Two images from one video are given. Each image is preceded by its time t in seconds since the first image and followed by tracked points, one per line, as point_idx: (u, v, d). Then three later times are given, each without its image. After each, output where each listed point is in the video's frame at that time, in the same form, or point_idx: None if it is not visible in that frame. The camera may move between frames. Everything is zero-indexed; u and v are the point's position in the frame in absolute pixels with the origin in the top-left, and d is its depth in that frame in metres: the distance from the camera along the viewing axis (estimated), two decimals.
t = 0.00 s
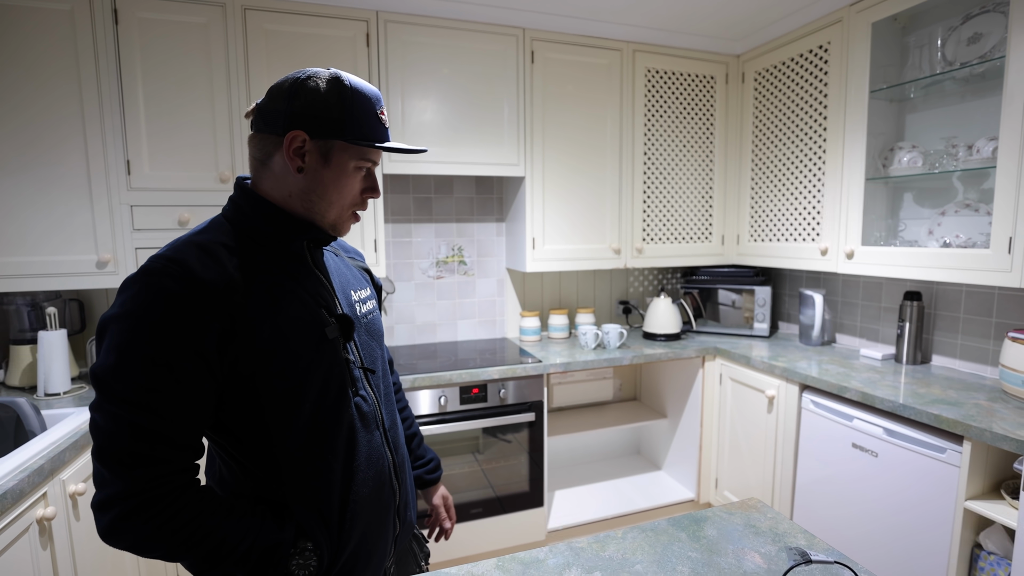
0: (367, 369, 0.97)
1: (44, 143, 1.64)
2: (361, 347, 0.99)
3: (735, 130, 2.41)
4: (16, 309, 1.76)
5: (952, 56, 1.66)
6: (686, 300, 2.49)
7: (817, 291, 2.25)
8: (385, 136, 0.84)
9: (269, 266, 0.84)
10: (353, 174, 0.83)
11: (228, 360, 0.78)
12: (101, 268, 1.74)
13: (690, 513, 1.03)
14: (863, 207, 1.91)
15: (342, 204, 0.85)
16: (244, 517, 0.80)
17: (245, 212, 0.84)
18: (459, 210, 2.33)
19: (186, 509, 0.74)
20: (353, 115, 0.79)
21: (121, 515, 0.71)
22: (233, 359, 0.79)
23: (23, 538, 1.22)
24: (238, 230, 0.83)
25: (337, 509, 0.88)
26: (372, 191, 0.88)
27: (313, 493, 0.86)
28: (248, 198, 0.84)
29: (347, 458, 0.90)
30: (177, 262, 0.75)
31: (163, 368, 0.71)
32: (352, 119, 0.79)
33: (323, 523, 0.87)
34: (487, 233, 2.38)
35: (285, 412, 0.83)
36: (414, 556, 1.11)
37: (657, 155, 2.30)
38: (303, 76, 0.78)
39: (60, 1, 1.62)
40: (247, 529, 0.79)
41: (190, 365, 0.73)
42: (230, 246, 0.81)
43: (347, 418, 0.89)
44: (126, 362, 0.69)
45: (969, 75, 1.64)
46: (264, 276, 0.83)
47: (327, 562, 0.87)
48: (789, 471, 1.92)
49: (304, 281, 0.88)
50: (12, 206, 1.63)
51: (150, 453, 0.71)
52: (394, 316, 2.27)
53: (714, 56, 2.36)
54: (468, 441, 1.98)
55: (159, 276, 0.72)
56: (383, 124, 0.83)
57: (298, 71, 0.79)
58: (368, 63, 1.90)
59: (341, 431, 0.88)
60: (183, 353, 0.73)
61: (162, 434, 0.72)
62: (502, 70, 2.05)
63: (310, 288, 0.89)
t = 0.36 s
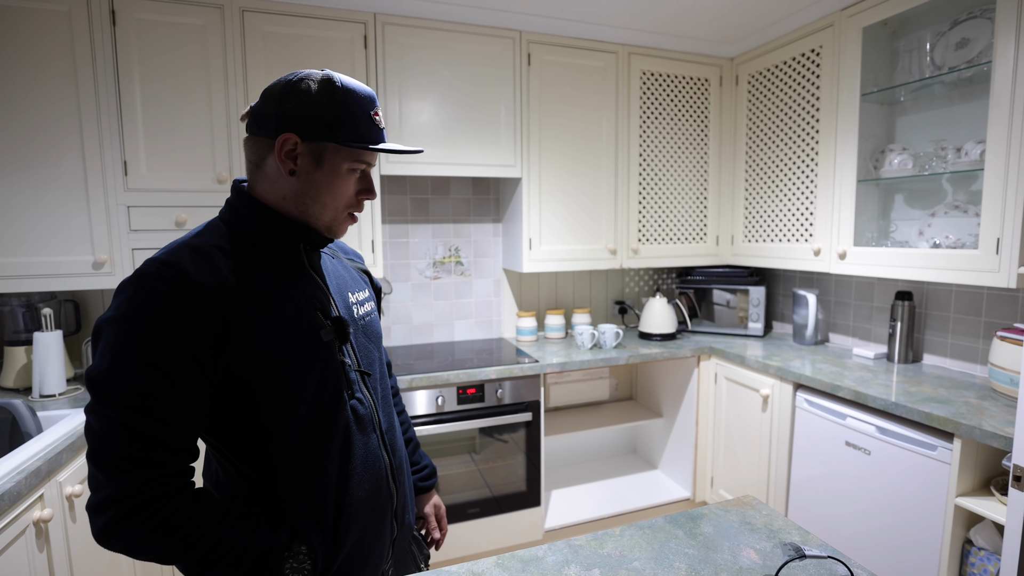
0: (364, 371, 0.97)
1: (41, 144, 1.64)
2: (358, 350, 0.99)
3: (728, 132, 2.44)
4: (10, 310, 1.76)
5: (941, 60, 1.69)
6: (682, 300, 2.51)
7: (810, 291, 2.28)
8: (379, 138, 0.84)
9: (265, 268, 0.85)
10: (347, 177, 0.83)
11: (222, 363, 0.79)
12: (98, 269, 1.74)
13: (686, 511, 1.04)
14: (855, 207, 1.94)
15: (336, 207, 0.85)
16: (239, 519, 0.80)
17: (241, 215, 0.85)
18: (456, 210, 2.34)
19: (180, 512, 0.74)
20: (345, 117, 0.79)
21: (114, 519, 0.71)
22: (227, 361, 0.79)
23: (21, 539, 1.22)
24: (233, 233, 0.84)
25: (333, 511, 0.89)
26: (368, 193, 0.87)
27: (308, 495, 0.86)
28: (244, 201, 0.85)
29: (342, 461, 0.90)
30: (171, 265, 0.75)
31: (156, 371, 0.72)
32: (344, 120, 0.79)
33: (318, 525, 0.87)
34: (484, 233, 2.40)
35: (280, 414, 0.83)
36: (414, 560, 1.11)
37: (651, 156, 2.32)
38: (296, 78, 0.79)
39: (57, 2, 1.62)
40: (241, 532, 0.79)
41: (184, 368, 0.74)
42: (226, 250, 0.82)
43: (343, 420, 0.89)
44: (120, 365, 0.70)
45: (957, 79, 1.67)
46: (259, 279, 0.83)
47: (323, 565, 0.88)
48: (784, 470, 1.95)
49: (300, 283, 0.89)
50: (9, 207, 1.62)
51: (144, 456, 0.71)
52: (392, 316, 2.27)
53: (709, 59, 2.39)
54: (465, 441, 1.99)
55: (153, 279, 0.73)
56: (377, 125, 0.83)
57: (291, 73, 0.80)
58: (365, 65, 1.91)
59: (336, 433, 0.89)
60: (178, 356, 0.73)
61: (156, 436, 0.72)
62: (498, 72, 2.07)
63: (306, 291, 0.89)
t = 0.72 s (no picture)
0: (363, 374, 0.98)
1: (40, 145, 1.65)
2: (358, 352, 0.99)
3: (724, 134, 2.46)
4: (8, 311, 1.76)
5: (933, 63, 1.71)
6: (678, 300, 2.52)
7: (805, 291, 2.29)
8: (370, 136, 0.83)
9: (262, 271, 0.85)
10: (337, 176, 0.83)
11: (217, 365, 0.80)
12: (96, 270, 1.74)
13: (684, 509, 1.05)
14: (849, 208, 1.95)
15: (330, 207, 0.85)
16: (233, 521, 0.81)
17: (239, 218, 0.85)
18: (454, 211, 2.35)
19: (174, 513, 0.75)
20: (333, 115, 0.80)
21: (109, 519, 0.71)
22: (222, 363, 0.80)
23: (21, 540, 1.23)
24: (230, 237, 0.85)
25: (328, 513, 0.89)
26: (362, 193, 0.87)
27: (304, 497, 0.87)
28: (240, 203, 0.85)
29: (339, 463, 0.90)
30: (167, 268, 0.76)
31: (151, 373, 0.72)
32: (331, 118, 0.79)
33: (313, 528, 0.87)
34: (481, 234, 2.41)
35: (275, 416, 0.84)
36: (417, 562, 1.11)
37: (648, 158, 2.34)
38: (285, 81, 0.80)
39: (56, 4, 1.63)
40: (235, 534, 0.80)
41: (179, 370, 0.75)
42: (223, 253, 0.83)
43: (339, 423, 0.90)
44: (116, 367, 0.71)
45: (949, 82, 1.69)
46: (256, 282, 0.84)
47: (318, 568, 0.88)
48: (780, 469, 1.96)
49: (297, 286, 0.90)
50: (8, 207, 1.63)
51: (139, 457, 0.72)
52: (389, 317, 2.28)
53: (704, 62, 2.41)
54: (463, 441, 2.00)
55: (148, 282, 0.74)
56: (367, 123, 0.82)
57: (280, 77, 0.81)
58: (363, 66, 1.92)
59: (332, 436, 0.89)
60: (173, 358, 0.74)
61: (150, 438, 0.73)
62: (496, 74, 2.08)
63: (303, 294, 0.90)
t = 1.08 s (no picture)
0: (372, 375, 0.98)
1: (39, 146, 1.65)
2: (368, 352, 0.99)
3: (722, 135, 2.47)
4: (6, 312, 1.75)
5: (929, 65, 1.73)
6: (677, 301, 2.53)
7: (803, 291, 2.31)
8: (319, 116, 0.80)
9: (271, 272, 0.86)
10: (289, 162, 0.81)
11: (228, 364, 0.80)
12: (95, 271, 1.74)
13: (684, 507, 1.06)
14: (846, 208, 1.96)
15: (288, 197, 0.83)
16: (243, 520, 0.81)
17: (250, 219, 0.86)
18: (452, 211, 2.36)
19: (185, 510, 0.76)
20: (277, 99, 0.79)
21: (121, 515, 0.72)
22: (232, 364, 0.81)
23: (21, 540, 1.23)
24: (241, 237, 0.85)
25: (336, 514, 0.89)
26: (321, 182, 0.83)
27: (313, 498, 0.87)
28: (245, 203, 0.87)
29: (347, 464, 0.91)
30: (179, 267, 0.77)
31: (163, 371, 0.73)
32: (277, 103, 0.79)
33: (322, 529, 0.88)
34: (480, 234, 2.41)
35: (285, 416, 0.84)
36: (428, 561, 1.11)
37: (646, 159, 2.35)
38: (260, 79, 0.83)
39: (56, 4, 1.63)
40: (244, 532, 0.81)
41: (190, 369, 0.75)
42: (234, 253, 0.84)
43: (348, 425, 0.90)
44: (129, 365, 0.72)
45: (945, 84, 1.70)
46: (265, 282, 0.85)
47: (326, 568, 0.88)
48: (778, 469, 1.97)
49: (307, 286, 0.90)
50: (7, 208, 1.63)
51: (150, 454, 0.73)
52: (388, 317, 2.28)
53: (702, 63, 2.41)
54: (462, 441, 2.00)
55: (160, 281, 0.75)
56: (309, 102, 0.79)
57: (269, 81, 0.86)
58: (362, 67, 1.92)
59: (340, 437, 0.89)
60: (184, 357, 0.75)
61: (162, 435, 0.74)
62: (494, 75, 2.09)
63: (312, 294, 0.90)
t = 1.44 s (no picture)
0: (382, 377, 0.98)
1: (38, 147, 1.65)
2: (377, 354, 1.00)
3: (721, 137, 2.48)
4: (4, 313, 1.75)
5: (925, 68, 1.74)
6: (675, 301, 2.54)
7: (799, 292, 2.32)
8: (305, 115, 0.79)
9: (280, 274, 0.87)
10: (288, 164, 0.82)
11: (237, 365, 0.81)
12: (94, 271, 1.74)
13: (684, 506, 1.07)
14: (843, 210, 1.97)
15: (290, 199, 0.83)
16: (251, 519, 0.82)
17: (261, 221, 0.87)
18: (451, 213, 2.36)
19: (195, 508, 0.77)
20: (272, 100, 0.79)
21: (131, 512, 0.73)
22: (242, 365, 0.81)
23: (21, 541, 1.23)
24: (252, 239, 0.86)
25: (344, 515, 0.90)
26: (321, 182, 0.83)
27: (321, 498, 0.88)
28: (256, 205, 0.88)
29: (355, 465, 0.91)
30: (190, 268, 0.78)
31: (173, 372, 0.74)
32: (274, 105, 0.79)
33: (329, 529, 0.88)
34: (478, 235, 2.42)
35: (293, 417, 0.85)
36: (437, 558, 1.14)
37: (645, 160, 2.36)
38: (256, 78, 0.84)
39: (55, 5, 1.63)
40: (252, 531, 0.81)
41: (200, 369, 0.76)
42: (245, 254, 0.85)
43: (356, 427, 0.90)
44: (141, 364, 0.73)
45: (940, 86, 1.72)
46: (275, 283, 0.86)
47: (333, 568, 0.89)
48: (775, 469, 1.98)
49: (316, 288, 0.91)
50: (6, 209, 1.63)
51: (161, 453, 0.74)
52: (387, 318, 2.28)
53: (699, 65, 2.42)
54: (460, 442, 2.00)
55: (171, 282, 0.75)
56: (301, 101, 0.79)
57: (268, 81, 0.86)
58: (361, 69, 1.92)
59: (348, 438, 0.90)
60: (194, 358, 0.76)
61: (173, 435, 0.75)
62: (493, 76, 2.09)
63: (322, 296, 0.91)
